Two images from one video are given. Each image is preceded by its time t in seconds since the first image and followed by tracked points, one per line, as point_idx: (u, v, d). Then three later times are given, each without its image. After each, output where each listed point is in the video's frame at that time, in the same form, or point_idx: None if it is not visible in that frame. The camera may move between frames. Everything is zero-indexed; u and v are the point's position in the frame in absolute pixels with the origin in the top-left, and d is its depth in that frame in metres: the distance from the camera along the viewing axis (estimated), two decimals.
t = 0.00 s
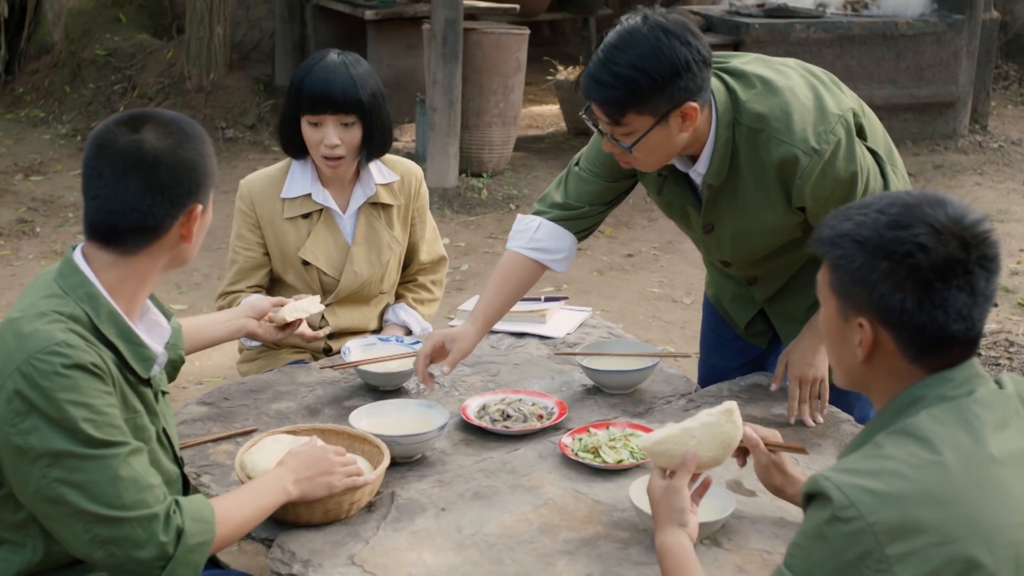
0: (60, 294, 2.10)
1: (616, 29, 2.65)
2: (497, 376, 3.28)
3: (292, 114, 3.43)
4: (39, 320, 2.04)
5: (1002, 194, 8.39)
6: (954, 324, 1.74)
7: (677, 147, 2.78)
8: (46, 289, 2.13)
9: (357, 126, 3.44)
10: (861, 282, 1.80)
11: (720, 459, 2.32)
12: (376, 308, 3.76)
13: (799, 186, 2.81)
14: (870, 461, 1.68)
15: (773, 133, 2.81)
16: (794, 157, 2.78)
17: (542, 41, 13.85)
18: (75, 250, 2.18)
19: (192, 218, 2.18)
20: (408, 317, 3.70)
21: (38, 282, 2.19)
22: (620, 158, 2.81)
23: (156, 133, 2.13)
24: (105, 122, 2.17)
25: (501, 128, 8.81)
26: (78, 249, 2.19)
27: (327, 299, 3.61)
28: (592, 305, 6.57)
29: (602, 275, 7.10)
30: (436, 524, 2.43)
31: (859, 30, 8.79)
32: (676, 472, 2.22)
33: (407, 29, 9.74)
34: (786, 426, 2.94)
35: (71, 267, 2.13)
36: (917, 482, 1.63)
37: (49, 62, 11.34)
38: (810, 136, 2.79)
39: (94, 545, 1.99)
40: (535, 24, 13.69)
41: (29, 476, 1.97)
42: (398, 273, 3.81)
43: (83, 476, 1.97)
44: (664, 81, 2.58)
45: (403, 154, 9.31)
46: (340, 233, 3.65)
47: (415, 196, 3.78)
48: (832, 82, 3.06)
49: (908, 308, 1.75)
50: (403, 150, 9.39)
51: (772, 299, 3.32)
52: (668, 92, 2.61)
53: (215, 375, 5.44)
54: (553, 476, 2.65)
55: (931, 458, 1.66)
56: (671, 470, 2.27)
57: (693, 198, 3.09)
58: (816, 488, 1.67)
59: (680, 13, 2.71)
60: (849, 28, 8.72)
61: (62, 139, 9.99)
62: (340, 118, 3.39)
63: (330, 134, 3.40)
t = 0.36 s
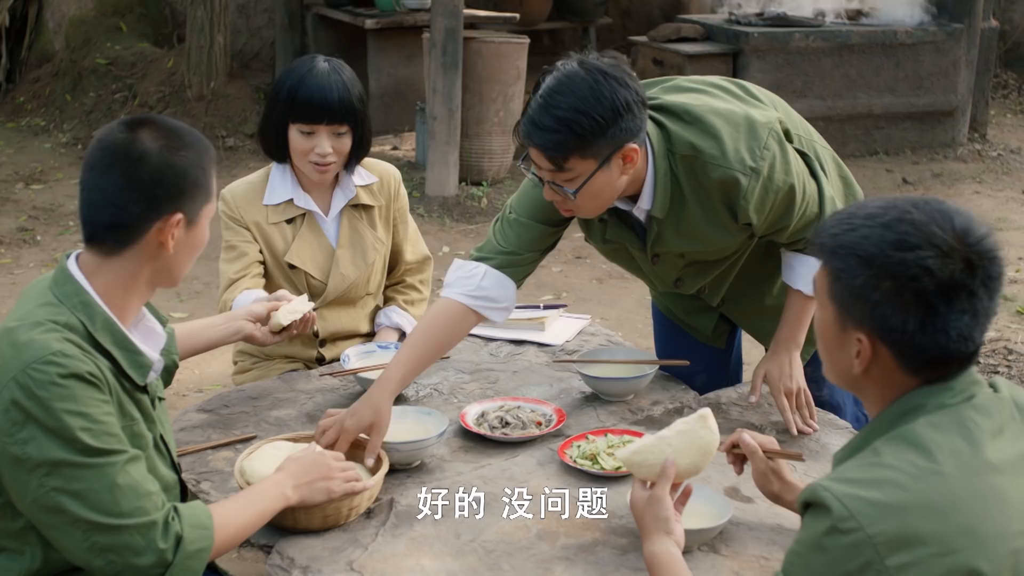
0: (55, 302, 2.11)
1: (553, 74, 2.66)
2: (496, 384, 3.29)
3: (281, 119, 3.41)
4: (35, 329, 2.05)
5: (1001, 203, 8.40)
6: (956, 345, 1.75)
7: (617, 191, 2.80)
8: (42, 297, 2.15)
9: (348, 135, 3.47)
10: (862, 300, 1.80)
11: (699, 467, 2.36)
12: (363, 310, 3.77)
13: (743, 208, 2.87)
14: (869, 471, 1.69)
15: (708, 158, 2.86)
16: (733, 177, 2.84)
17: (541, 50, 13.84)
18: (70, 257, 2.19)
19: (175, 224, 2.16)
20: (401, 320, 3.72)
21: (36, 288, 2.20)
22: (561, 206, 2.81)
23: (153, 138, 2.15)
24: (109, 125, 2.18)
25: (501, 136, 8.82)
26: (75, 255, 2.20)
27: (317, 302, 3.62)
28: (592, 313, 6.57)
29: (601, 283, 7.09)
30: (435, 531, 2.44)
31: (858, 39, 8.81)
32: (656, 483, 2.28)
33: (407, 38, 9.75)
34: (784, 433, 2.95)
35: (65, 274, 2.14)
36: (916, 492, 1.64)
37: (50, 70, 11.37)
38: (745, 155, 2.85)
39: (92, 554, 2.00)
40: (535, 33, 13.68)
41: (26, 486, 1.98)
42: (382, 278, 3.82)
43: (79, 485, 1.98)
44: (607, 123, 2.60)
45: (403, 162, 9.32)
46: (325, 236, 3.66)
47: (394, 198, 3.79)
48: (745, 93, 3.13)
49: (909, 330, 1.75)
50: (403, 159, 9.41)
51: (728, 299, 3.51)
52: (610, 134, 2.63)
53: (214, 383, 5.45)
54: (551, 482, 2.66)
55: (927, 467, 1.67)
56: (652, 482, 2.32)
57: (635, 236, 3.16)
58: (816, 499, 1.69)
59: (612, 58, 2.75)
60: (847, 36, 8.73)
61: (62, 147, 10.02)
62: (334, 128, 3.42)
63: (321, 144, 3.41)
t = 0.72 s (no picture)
0: (66, 297, 2.13)
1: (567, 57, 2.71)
2: (499, 385, 3.30)
3: (290, 127, 3.40)
4: (44, 322, 2.07)
5: (1004, 206, 8.41)
6: (952, 347, 1.75)
7: (616, 185, 2.81)
8: (52, 292, 2.16)
9: (355, 140, 3.50)
10: (852, 311, 1.81)
11: (693, 469, 2.35)
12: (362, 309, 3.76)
13: (739, 206, 2.90)
14: (876, 481, 1.70)
15: (704, 154, 2.90)
16: (729, 175, 2.87)
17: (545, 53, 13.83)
18: (81, 254, 2.21)
19: (167, 225, 2.12)
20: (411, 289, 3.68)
21: (44, 286, 2.22)
22: (556, 194, 2.79)
23: (183, 141, 2.19)
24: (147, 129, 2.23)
25: (505, 140, 8.83)
26: (85, 252, 2.22)
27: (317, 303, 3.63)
28: (596, 316, 6.58)
29: (605, 286, 7.09)
30: (438, 531, 2.45)
31: (863, 43, 8.81)
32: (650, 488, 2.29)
33: (411, 41, 9.77)
34: (787, 434, 2.96)
35: (75, 269, 2.15)
36: (923, 501, 1.65)
37: (56, 73, 11.41)
38: (741, 152, 2.89)
39: (94, 547, 2.01)
40: (539, 37, 13.69)
41: (32, 476, 1.99)
42: (384, 276, 3.81)
43: (82, 477, 1.99)
44: (618, 105, 2.64)
45: (408, 165, 9.34)
46: (323, 238, 3.68)
47: (394, 199, 3.80)
48: (736, 92, 3.17)
49: (903, 336, 1.76)
50: (408, 162, 9.42)
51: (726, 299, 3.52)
52: (619, 117, 2.66)
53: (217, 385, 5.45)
54: (554, 483, 2.67)
55: (932, 475, 1.68)
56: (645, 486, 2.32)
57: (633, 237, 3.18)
58: (823, 511, 1.70)
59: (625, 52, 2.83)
60: (852, 40, 8.73)
61: (68, 150, 10.06)
62: (342, 134, 3.43)
63: (331, 150, 3.42)
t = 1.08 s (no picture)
0: (64, 293, 2.15)
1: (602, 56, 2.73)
2: (494, 382, 3.31)
3: (284, 122, 3.42)
4: (43, 318, 2.08)
5: (1000, 205, 8.42)
6: (934, 330, 1.77)
7: (650, 181, 2.84)
8: (51, 287, 2.18)
9: (350, 131, 3.50)
10: (834, 302, 1.84)
11: (678, 468, 2.34)
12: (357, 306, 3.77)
13: (765, 198, 3.01)
14: (874, 479, 1.70)
15: (730, 150, 2.98)
16: (755, 169, 2.97)
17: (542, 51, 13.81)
18: (80, 249, 2.22)
19: (172, 215, 2.14)
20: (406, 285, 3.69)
21: (43, 280, 2.23)
22: (595, 191, 2.80)
23: (182, 137, 2.21)
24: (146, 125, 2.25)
25: (501, 138, 8.84)
26: (85, 249, 2.23)
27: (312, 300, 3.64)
28: (591, 314, 6.58)
29: (601, 284, 7.10)
30: (432, 526, 2.46)
31: (858, 42, 8.82)
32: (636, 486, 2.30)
33: (407, 39, 9.76)
34: (780, 430, 2.97)
35: (74, 265, 2.17)
36: (921, 499, 1.65)
37: (52, 72, 11.40)
38: (763, 146, 3.00)
39: (76, 547, 2.02)
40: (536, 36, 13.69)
41: (21, 472, 2.00)
42: (378, 273, 3.82)
43: (70, 477, 2.00)
44: (658, 101, 2.68)
45: (404, 164, 9.34)
46: (318, 233, 3.68)
47: (390, 195, 3.80)
48: (746, 89, 3.25)
49: (885, 320, 1.78)
50: (404, 160, 9.42)
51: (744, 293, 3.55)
52: (659, 113, 2.70)
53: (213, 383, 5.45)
54: (548, 479, 2.68)
55: (932, 473, 1.69)
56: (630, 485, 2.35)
57: (661, 234, 3.20)
58: (823, 509, 1.69)
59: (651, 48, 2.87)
60: (847, 39, 8.74)
61: (64, 149, 10.05)
62: (336, 125, 3.44)
63: (325, 141, 3.43)
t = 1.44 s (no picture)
0: (54, 293, 2.14)
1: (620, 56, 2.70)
2: (489, 377, 3.32)
3: (277, 116, 3.43)
4: (33, 320, 2.07)
5: (994, 202, 8.45)
6: (907, 325, 1.80)
7: (662, 181, 2.87)
8: (41, 285, 2.17)
9: (344, 125, 3.49)
10: (807, 309, 1.86)
11: (645, 461, 2.43)
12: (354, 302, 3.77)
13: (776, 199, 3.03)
14: (866, 470, 1.71)
15: (746, 151, 2.99)
16: (771, 171, 2.98)
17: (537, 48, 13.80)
18: (70, 248, 2.22)
19: (161, 214, 2.14)
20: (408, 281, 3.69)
21: (33, 280, 2.22)
22: (607, 190, 2.84)
23: (169, 133, 2.20)
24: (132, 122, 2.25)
25: (497, 135, 8.84)
26: (73, 248, 2.23)
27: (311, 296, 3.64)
28: (587, 310, 6.59)
29: (596, 281, 7.11)
30: (427, 519, 2.47)
31: (854, 38, 8.83)
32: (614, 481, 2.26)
33: (403, 36, 9.75)
34: (774, 425, 2.98)
35: (64, 265, 2.16)
36: (913, 488, 1.67)
37: (47, 68, 11.37)
38: (781, 149, 3.01)
39: (106, 531, 2.03)
40: (531, 33, 13.69)
41: (37, 471, 2.00)
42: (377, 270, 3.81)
43: (90, 467, 2.01)
44: (671, 110, 2.66)
45: (399, 161, 9.33)
46: (319, 229, 3.68)
47: (388, 192, 3.79)
48: (765, 89, 3.27)
49: (859, 319, 1.81)
50: (399, 157, 9.41)
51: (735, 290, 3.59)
52: (672, 121, 2.69)
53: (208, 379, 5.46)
54: (543, 474, 2.68)
55: (924, 465, 1.69)
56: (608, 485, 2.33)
57: (662, 227, 3.21)
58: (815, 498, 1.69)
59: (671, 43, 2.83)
60: (843, 36, 8.75)
61: (59, 145, 10.03)
62: (330, 118, 3.44)
63: (319, 135, 3.43)
